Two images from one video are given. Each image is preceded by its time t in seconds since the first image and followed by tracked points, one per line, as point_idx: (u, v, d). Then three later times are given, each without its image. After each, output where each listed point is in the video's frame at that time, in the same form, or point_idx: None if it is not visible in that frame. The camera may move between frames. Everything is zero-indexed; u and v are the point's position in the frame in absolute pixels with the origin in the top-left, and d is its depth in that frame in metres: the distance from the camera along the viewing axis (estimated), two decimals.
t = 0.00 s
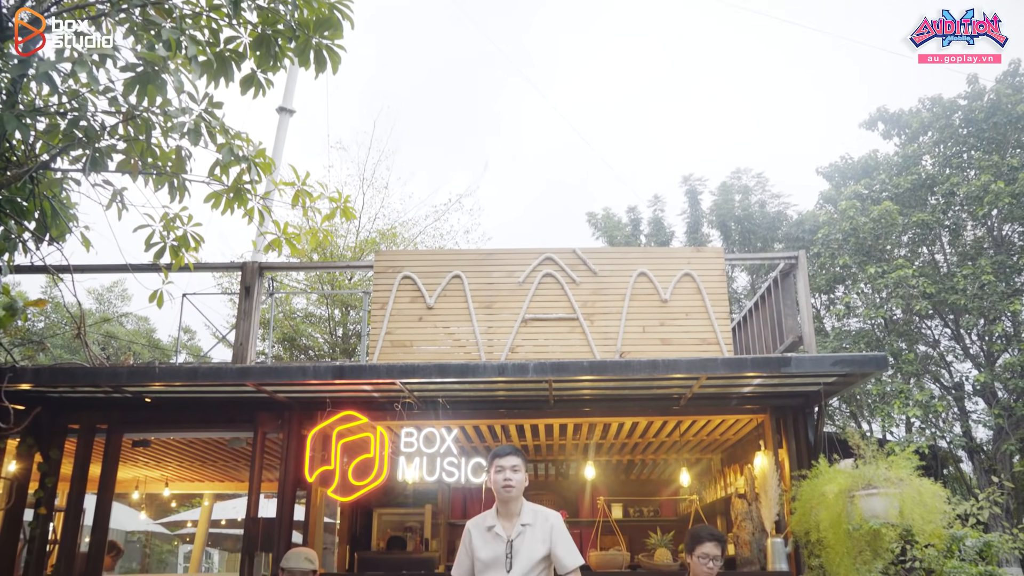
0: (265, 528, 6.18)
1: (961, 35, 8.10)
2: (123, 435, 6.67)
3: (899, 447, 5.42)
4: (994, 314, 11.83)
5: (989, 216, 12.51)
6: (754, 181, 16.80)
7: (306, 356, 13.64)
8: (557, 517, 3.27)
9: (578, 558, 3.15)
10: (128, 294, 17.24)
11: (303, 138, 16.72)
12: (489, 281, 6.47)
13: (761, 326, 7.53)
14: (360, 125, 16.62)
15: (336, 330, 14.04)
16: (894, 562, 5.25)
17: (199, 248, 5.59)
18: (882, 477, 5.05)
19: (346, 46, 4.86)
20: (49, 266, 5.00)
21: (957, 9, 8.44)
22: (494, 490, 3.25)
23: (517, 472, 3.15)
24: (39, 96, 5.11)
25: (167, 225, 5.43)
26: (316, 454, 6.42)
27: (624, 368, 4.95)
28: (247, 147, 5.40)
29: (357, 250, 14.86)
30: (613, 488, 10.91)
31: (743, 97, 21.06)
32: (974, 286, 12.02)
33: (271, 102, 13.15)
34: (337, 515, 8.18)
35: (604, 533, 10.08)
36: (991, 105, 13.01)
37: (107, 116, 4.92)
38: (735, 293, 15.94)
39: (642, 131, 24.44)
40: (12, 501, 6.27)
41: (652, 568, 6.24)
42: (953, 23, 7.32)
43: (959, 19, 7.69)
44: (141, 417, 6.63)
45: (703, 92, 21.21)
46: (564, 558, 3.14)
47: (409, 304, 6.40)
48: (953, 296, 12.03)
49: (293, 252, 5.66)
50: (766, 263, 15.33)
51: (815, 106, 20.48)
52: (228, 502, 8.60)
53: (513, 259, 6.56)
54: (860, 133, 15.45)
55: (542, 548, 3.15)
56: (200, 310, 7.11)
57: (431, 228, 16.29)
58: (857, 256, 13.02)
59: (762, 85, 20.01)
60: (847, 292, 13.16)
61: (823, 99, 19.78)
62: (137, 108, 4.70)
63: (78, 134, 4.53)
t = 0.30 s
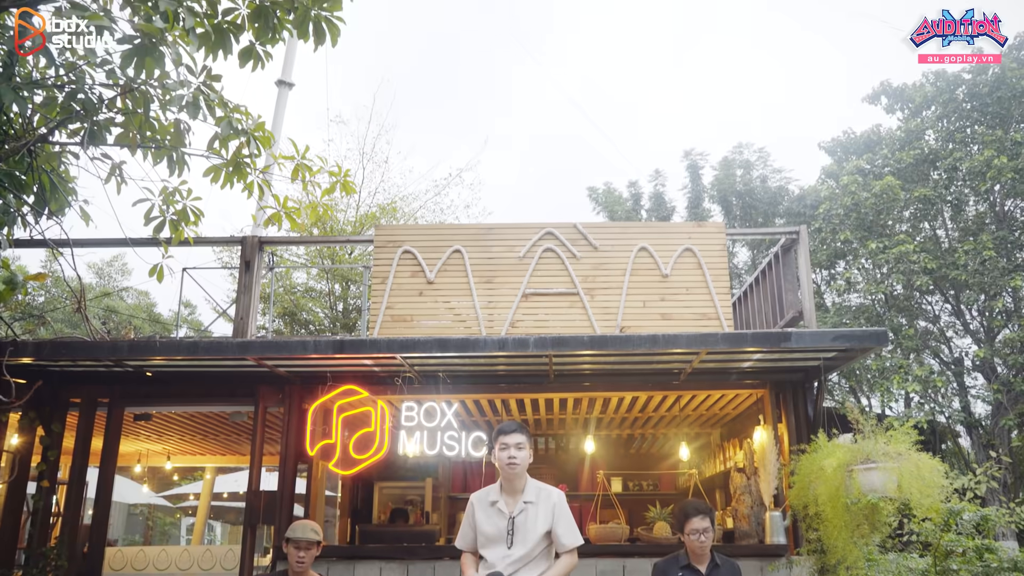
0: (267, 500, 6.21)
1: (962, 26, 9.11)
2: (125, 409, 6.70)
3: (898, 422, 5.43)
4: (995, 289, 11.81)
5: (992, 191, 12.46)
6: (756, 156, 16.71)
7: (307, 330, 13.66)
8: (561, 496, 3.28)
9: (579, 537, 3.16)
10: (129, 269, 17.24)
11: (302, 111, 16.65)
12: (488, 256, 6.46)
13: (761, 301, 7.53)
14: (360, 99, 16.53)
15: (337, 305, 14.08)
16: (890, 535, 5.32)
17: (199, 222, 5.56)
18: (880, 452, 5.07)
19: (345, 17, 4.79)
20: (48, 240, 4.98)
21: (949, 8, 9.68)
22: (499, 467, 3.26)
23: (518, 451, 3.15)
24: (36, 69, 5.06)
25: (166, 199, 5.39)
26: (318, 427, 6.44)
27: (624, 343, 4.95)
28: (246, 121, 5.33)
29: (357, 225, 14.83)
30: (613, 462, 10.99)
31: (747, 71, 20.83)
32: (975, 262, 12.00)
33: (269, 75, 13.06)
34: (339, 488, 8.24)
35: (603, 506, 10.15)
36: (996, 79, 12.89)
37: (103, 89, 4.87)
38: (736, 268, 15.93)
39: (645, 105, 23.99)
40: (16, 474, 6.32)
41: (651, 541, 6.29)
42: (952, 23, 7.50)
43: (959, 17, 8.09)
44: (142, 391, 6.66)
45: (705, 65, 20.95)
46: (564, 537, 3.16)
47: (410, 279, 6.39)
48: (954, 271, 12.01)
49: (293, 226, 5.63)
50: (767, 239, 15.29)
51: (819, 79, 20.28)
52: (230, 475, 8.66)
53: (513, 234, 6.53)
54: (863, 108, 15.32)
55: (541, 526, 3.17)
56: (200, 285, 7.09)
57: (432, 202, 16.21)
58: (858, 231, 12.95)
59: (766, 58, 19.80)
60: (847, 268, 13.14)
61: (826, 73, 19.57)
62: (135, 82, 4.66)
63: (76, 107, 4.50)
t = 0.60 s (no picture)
0: (269, 478, 6.24)
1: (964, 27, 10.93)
2: (126, 387, 6.71)
3: (898, 401, 5.45)
4: (996, 268, 11.82)
5: (994, 169, 12.40)
6: (757, 134, 16.62)
7: (308, 309, 13.67)
8: (564, 472, 3.38)
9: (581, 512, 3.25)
10: (129, 248, 17.24)
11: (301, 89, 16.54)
12: (488, 234, 6.43)
13: (761, 281, 7.52)
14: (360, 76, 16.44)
15: (337, 284, 14.09)
16: (888, 513, 5.38)
17: (198, 200, 5.53)
18: (880, 430, 5.10)
19: None
20: (47, 219, 4.96)
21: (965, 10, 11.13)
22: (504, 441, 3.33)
23: (524, 426, 3.23)
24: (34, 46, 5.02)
25: (166, 176, 5.35)
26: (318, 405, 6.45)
27: (625, 322, 4.94)
28: (245, 97, 5.28)
29: (357, 203, 14.81)
30: (612, 441, 11.04)
31: (749, 48, 20.66)
32: (977, 242, 11.97)
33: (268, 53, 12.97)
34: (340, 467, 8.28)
35: (603, 485, 10.20)
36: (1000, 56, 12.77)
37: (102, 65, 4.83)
38: (736, 248, 15.92)
39: (646, 83, 23.77)
40: (17, 452, 6.34)
41: (650, 519, 6.32)
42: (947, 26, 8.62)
43: (957, 21, 9.54)
44: (143, 369, 6.67)
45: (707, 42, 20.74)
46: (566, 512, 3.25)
47: (410, 258, 6.37)
48: (955, 251, 11.98)
49: (293, 205, 5.59)
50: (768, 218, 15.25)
51: (822, 57, 20.10)
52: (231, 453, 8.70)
53: (514, 213, 6.50)
54: (865, 86, 15.19)
55: (545, 501, 3.26)
56: (200, 264, 7.07)
57: (432, 180, 16.13)
58: (859, 211, 12.91)
59: (768, 36, 19.63)
60: (848, 247, 13.11)
61: (829, 51, 19.42)
62: (133, 58, 4.62)
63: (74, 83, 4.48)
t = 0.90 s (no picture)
0: (270, 458, 6.27)
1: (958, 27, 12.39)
2: (126, 367, 6.72)
3: (897, 382, 5.47)
4: (997, 249, 11.82)
5: (996, 150, 12.37)
6: (758, 115, 16.55)
7: (308, 290, 13.67)
8: (563, 455, 3.56)
9: (579, 496, 3.47)
10: (128, 228, 17.20)
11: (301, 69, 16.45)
12: (489, 215, 6.41)
13: (762, 262, 7.52)
14: (361, 55, 16.35)
15: (337, 264, 14.09)
16: (886, 493, 5.39)
17: (197, 180, 5.51)
18: (879, 411, 5.13)
19: None
20: (46, 198, 4.94)
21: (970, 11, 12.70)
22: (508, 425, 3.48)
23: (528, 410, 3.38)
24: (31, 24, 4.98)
25: (165, 156, 5.32)
26: (319, 385, 6.47)
27: (625, 303, 4.94)
28: (244, 77, 5.24)
29: (357, 183, 14.77)
30: (612, 421, 11.09)
31: (751, 28, 20.50)
32: (977, 223, 11.96)
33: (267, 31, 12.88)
34: (341, 446, 8.31)
35: (603, 464, 10.24)
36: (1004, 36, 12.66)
37: (100, 42, 4.81)
38: (737, 229, 15.89)
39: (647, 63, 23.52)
40: (19, 431, 6.36)
41: (650, 499, 6.36)
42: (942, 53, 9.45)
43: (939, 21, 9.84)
44: (144, 349, 6.69)
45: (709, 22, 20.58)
46: (565, 495, 3.46)
47: (410, 238, 6.36)
48: (956, 232, 11.97)
49: (293, 185, 5.56)
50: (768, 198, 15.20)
51: (824, 36, 19.95)
52: (231, 433, 8.72)
53: (515, 193, 6.48)
54: (867, 66, 15.10)
55: (544, 485, 3.45)
56: (200, 244, 7.05)
57: (432, 160, 16.06)
58: (861, 191, 12.85)
59: (770, 15, 19.47)
60: (849, 228, 13.07)
61: (832, 30, 19.30)
62: (131, 36, 4.60)
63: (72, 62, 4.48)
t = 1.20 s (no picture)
0: (271, 442, 6.28)
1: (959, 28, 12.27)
2: (127, 352, 6.73)
3: (897, 367, 5.47)
4: (997, 235, 11.79)
5: (998, 135, 12.33)
6: (760, 99, 16.48)
7: (308, 274, 13.66)
8: (563, 439, 3.77)
9: (578, 479, 3.68)
10: (128, 213, 17.16)
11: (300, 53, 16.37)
12: (489, 200, 6.40)
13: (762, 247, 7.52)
14: (360, 39, 16.27)
15: (337, 250, 14.09)
16: (885, 478, 5.42)
17: (197, 165, 5.48)
18: (879, 396, 5.13)
19: None
20: (46, 183, 4.92)
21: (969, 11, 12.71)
22: (510, 407, 3.67)
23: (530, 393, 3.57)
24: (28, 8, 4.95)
25: (164, 140, 5.29)
26: (318, 370, 6.47)
27: (625, 288, 4.93)
28: (243, 60, 5.19)
29: (357, 168, 14.72)
30: (612, 406, 11.12)
31: (753, 11, 20.37)
32: (978, 208, 11.94)
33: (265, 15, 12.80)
34: (341, 431, 8.33)
35: (603, 449, 10.26)
36: (1007, 20, 12.56)
37: (99, 26, 4.78)
38: (738, 214, 15.85)
39: (646, 47, 23.17)
40: (21, 415, 6.38)
41: (650, 484, 6.39)
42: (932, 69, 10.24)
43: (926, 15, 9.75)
44: (145, 333, 6.70)
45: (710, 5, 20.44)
46: (565, 477, 3.66)
47: (410, 224, 6.34)
48: (957, 218, 11.96)
49: (293, 169, 5.53)
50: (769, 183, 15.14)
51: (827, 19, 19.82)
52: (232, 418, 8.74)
53: (515, 178, 6.46)
54: (869, 51, 15.01)
55: (545, 466, 3.66)
56: (200, 229, 7.04)
57: (432, 145, 15.99)
58: (861, 176, 12.80)
59: None
60: (850, 214, 13.03)
61: (835, 14, 19.17)
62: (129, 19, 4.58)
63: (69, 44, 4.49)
